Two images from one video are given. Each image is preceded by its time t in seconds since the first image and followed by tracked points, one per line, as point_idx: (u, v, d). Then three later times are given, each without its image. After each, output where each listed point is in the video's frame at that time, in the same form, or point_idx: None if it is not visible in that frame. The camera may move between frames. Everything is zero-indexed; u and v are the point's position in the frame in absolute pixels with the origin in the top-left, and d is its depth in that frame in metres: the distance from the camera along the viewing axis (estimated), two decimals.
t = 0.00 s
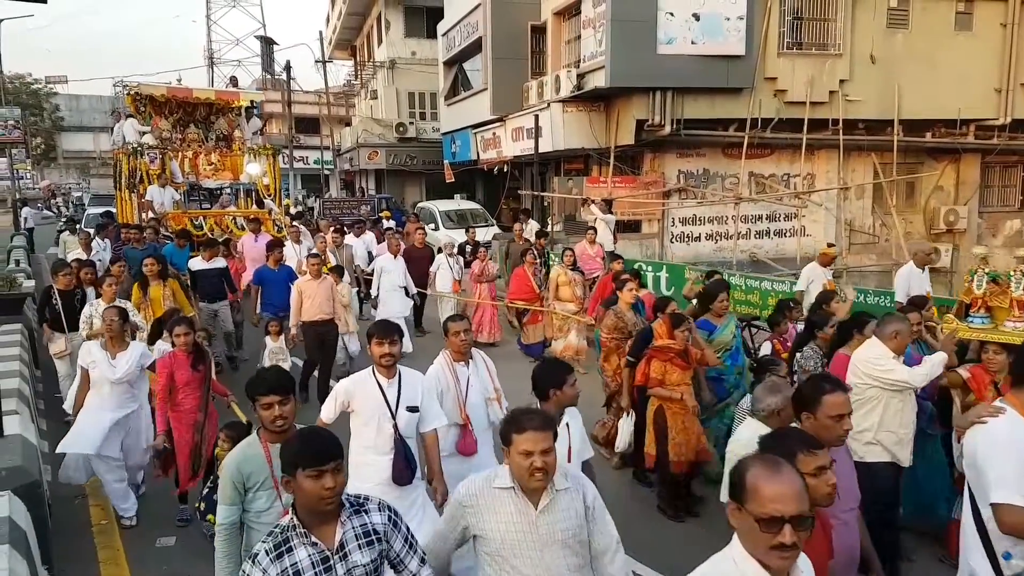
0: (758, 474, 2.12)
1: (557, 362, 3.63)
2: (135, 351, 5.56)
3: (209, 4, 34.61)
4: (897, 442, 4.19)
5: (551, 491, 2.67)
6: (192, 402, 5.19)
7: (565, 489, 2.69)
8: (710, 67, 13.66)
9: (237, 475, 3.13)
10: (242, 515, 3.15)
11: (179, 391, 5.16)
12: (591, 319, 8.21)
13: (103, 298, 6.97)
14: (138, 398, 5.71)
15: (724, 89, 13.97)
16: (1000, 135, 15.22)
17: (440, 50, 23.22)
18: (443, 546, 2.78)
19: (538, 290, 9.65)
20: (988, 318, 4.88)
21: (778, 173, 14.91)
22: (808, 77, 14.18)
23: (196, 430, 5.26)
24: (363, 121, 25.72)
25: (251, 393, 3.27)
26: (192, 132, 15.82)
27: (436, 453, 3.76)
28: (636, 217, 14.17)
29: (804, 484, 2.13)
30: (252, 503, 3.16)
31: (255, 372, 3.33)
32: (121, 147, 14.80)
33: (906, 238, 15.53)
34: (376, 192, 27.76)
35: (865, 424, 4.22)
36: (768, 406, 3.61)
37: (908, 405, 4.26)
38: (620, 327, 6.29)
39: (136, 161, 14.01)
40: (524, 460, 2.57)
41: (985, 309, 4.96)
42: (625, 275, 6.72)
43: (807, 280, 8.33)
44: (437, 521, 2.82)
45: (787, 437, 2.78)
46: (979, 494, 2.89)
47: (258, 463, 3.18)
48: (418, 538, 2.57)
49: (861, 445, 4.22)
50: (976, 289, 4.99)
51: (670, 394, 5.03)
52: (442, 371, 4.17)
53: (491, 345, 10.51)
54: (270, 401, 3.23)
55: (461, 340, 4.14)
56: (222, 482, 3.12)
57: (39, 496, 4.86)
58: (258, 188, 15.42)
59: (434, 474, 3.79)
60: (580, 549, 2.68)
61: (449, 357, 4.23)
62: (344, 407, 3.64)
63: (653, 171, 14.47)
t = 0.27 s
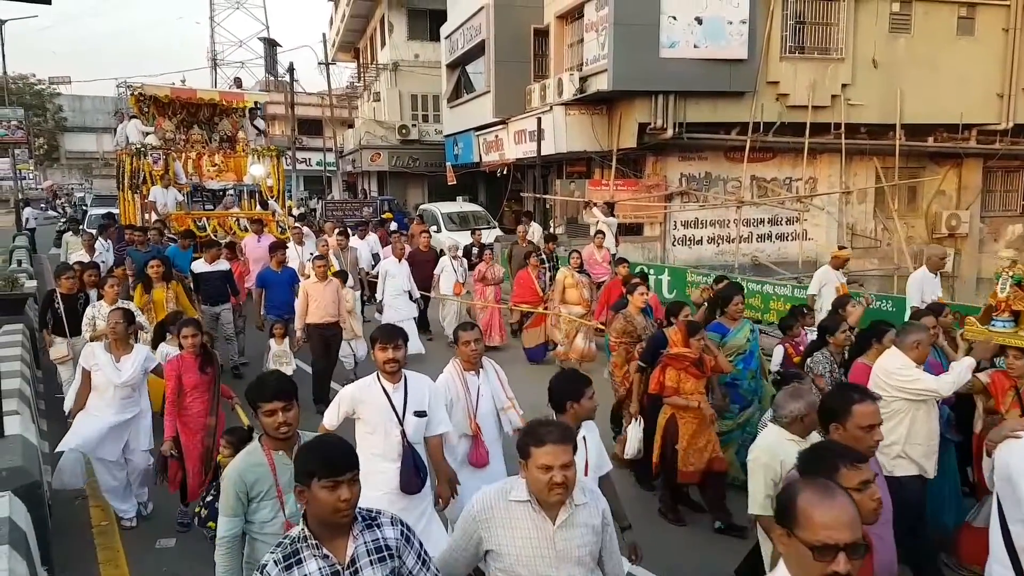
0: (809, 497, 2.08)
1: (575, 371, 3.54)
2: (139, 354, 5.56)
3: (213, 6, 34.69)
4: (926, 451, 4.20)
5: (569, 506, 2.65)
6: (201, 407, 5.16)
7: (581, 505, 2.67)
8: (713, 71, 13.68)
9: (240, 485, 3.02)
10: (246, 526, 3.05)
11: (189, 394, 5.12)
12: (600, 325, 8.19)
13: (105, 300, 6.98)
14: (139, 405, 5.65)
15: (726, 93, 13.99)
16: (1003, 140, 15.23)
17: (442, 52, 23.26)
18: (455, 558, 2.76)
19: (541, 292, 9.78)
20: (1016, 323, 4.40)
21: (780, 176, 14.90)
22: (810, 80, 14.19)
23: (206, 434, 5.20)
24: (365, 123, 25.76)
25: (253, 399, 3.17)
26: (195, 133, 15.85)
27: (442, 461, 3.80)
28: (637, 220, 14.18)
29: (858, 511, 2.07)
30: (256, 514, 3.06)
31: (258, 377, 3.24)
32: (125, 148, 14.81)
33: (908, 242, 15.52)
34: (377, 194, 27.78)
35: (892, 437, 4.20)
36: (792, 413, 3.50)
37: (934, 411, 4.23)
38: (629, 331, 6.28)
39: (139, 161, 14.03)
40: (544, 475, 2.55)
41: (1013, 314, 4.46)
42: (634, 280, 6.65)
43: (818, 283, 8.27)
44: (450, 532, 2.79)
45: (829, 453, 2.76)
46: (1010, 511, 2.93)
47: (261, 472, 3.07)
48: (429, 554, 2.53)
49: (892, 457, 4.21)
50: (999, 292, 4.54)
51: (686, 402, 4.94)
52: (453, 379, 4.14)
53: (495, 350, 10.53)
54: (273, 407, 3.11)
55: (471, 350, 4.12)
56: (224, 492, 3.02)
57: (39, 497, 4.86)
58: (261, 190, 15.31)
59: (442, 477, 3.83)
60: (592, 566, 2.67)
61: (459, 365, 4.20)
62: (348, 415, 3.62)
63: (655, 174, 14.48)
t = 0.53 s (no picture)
0: (867, 514, 1.99)
1: (592, 382, 3.39)
2: (147, 360, 5.42)
3: (216, 9, 34.81)
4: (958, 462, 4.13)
5: (596, 524, 2.64)
6: (204, 412, 5.15)
7: (606, 524, 2.67)
8: (715, 73, 13.67)
9: (245, 491, 2.98)
10: (252, 533, 3.01)
11: (194, 398, 5.12)
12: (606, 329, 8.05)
13: (110, 302, 7.02)
14: (146, 415, 5.48)
15: (728, 96, 13.99)
16: (1007, 143, 15.18)
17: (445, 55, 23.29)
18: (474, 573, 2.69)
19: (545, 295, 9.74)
20: None
21: (783, 179, 14.89)
22: (813, 83, 14.18)
23: (213, 439, 5.22)
24: (367, 125, 25.80)
25: (261, 403, 3.09)
26: (200, 136, 15.90)
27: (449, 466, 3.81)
28: (639, 223, 14.17)
29: (918, 531, 1.98)
30: (262, 521, 3.01)
31: (266, 381, 3.16)
32: (129, 150, 14.86)
33: (911, 245, 15.47)
34: (380, 196, 27.82)
35: (927, 449, 4.09)
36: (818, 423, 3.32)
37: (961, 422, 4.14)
38: (639, 338, 6.15)
39: (144, 164, 14.07)
40: (572, 491, 2.48)
41: None
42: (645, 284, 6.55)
43: (831, 289, 8.13)
44: (469, 546, 2.72)
45: (879, 460, 2.70)
46: None
47: (267, 478, 3.02)
48: None
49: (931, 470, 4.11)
50: None
51: (704, 410, 4.93)
52: (461, 386, 4.09)
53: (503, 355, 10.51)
54: (283, 410, 3.05)
55: (479, 355, 4.07)
56: (229, 498, 2.97)
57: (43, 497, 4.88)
58: (266, 192, 15.45)
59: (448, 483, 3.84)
60: None
61: (468, 372, 4.16)
62: (354, 420, 3.66)
63: (657, 177, 14.47)
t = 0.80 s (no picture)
0: (940, 524, 1.88)
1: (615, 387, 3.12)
2: (164, 370, 5.46)
3: (224, 16, 35.13)
4: (996, 468, 4.18)
5: (635, 547, 2.45)
6: (218, 421, 5.18)
7: (646, 545, 2.48)
8: (722, 72, 13.56)
9: (262, 504, 2.91)
10: (269, 548, 2.94)
11: (208, 407, 5.17)
12: (620, 330, 8.44)
13: (125, 309, 7.08)
14: (163, 425, 5.54)
15: (735, 94, 13.86)
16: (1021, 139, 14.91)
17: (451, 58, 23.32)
18: None
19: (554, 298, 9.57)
20: None
21: (792, 178, 14.74)
22: (821, 82, 14.00)
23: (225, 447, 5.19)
24: (375, 129, 25.90)
25: (283, 413, 3.00)
26: (210, 142, 16.01)
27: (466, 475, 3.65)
28: (647, 223, 14.07)
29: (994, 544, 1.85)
30: (278, 535, 2.95)
31: (287, 390, 3.07)
32: (140, 157, 14.98)
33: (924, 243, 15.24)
34: (388, 200, 27.90)
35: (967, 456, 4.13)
36: (858, 433, 3.22)
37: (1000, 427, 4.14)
38: (657, 342, 5.69)
39: (155, 170, 14.20)
40: (614, 509, 2.28)
41: None
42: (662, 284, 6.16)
43: (851, 292, 7.88)
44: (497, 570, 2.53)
45: (936, 473, 2.53)
46: None
47: (285, 492, 2.96)
48: None
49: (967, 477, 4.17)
50: None
51: (732, 412, 4.64)
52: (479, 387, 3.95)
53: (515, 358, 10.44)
54: (305, 419, 2.96)
55: (496, 357, 3.93)
56: (246, 511, 2.91)
57: (58, 500, 4.95)
58: (276, 197, 15.51)
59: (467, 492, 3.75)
60: None
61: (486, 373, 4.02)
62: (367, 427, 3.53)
63: (664, 177, 14.37)
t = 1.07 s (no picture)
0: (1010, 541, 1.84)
1: (642, 391, 3.11)
2: (182, 372, 5.49)
3: (234, 19, 35.29)
4: None
5: (684, 562, 2.37)
6: (232, 427, 5.16)
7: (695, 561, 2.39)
8: (733, 72, 13.47)
9: (283, 516, 2.91)
10: (289, 560, 2.94)
11: (222, 412, 5.15)
12: (636, 335, 8.12)
13: (140, 312, 7.10)
14: (181, 427, 5.57)
15: (747, 94, 13.77)
16: None
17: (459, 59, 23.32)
18: None
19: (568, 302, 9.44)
20: None
21: (804, 179, 14.63)
22: (833, 81, 13.88)
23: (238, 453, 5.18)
24: (384, 131, 25.93)
25: (309, 421, 3.01)
26: (221, 144, 16.06)
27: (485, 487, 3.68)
28: (658, 224, 14.00)
29: None
30: (298, 547, 2.94)
31: (315, 399, 3.07)
32: (151, 159, 15.05)
33: (937, 244, 15.09)
34: (397, 201, 27.94)
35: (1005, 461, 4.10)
36: (902, 437, 3.19)
37: None
38: (677, 345, 5.64)
39: (166, 172, 14.27)
40: (665, 519, 2.25)
41: None
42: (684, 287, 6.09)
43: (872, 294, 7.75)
44: None
45: (995, 486, 2.47)
46: None
47: (307, 504, 2.95)
48: None
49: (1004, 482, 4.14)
50: None
51: (756, 416, 4.59)
52: (501, 393, 3.89)
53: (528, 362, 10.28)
54: (331, 429, 2.96)
55: (518, 360, 3.87)
56: (267, 522, 2.91)
57: (71, 500, 4.94)
58: (288, 200, 15.21)
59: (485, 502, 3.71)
60: None
61: (506, 377, 3.94)
62: (385, 436, 3.55)
63: (675, 177, 14.30)
